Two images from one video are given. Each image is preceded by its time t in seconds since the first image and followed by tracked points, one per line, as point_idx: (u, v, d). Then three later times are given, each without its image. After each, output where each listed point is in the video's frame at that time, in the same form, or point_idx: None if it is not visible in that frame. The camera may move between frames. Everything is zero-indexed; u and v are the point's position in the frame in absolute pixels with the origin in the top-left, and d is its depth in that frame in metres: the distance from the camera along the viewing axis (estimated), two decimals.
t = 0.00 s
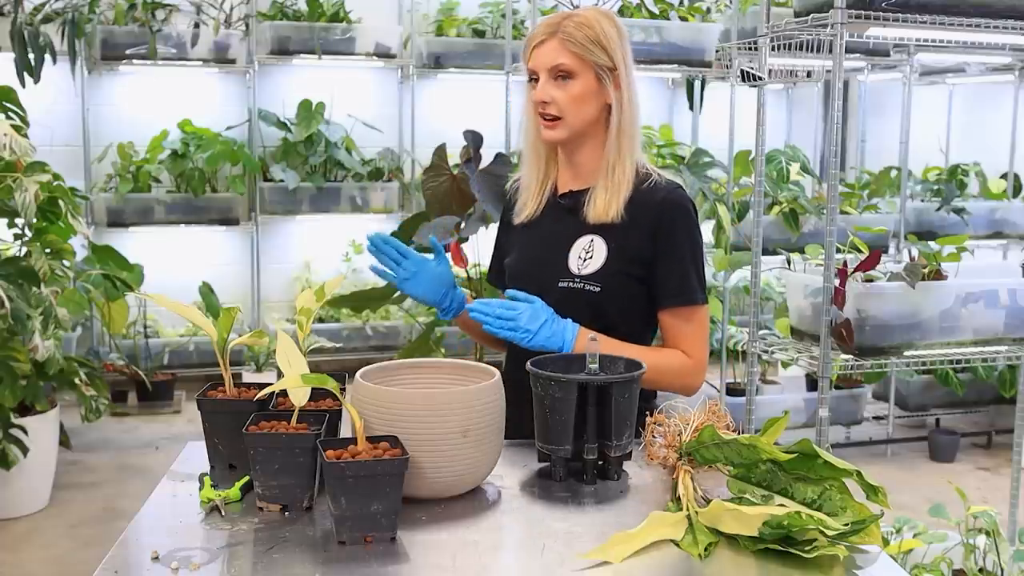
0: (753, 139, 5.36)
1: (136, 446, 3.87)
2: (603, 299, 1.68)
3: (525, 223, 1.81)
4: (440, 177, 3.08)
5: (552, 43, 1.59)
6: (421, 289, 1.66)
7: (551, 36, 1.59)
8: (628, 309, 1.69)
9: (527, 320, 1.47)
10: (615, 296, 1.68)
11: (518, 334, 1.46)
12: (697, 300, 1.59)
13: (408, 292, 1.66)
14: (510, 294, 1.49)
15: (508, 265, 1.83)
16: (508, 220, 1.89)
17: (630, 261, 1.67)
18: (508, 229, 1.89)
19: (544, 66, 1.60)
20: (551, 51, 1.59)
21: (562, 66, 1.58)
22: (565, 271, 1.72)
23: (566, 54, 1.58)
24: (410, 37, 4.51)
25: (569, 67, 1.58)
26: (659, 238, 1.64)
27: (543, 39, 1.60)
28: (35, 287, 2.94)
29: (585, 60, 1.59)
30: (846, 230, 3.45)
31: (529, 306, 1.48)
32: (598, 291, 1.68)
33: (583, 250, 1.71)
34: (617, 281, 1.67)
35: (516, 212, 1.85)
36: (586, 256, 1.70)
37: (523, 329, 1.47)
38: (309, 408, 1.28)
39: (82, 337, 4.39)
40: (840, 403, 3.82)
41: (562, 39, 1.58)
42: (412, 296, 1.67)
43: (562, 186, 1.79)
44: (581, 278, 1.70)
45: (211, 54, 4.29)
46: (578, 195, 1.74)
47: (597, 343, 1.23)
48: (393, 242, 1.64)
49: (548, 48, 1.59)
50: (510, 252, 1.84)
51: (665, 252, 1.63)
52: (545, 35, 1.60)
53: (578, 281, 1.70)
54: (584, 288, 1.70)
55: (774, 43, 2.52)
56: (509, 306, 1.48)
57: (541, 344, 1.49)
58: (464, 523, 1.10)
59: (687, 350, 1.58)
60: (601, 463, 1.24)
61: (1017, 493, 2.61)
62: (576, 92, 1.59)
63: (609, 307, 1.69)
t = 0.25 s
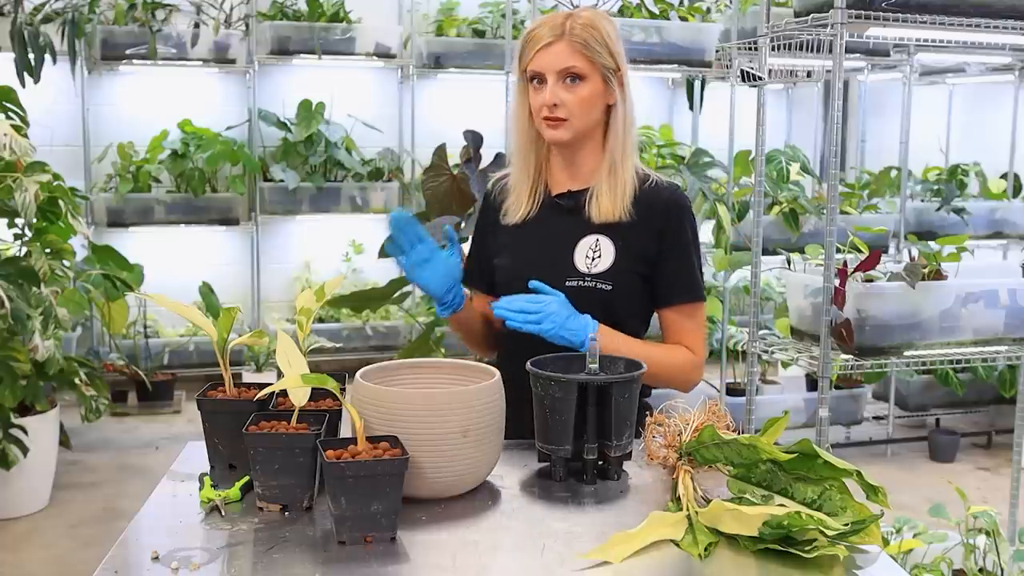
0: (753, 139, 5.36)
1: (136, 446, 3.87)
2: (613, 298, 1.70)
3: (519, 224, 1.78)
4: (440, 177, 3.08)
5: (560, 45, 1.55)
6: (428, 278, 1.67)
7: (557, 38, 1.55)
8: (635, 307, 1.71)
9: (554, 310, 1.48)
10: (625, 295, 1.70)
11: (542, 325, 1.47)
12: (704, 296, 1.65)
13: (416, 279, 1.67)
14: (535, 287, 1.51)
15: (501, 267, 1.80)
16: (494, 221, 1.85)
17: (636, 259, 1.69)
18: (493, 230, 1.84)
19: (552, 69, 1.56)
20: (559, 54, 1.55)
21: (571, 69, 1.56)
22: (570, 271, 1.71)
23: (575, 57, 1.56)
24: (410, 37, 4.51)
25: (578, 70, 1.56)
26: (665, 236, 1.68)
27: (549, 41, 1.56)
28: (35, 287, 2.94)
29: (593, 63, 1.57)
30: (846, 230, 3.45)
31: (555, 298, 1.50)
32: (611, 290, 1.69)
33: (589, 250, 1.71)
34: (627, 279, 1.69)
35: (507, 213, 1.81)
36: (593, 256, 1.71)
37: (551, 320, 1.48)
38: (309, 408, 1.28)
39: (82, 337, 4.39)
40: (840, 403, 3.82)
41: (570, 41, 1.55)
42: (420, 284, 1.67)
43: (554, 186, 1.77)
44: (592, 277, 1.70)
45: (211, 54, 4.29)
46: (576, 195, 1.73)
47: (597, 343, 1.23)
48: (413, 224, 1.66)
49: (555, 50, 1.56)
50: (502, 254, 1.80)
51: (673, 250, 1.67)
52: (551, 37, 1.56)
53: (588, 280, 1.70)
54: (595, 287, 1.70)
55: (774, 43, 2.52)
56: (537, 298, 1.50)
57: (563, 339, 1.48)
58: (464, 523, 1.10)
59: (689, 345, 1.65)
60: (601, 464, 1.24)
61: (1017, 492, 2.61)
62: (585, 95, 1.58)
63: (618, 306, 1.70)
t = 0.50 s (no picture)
0: (753, 139, 5.36)
1: (136, 446, 3.87)
2: (612, 297, 1.74)
3: (506, 225, 1.77)
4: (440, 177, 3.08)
5: (562, 44, 1.56)
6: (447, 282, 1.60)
7: (559, 36, 1.56)
8: (626, 305, 1.77)
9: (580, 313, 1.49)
10: (622, 293, 1.75)
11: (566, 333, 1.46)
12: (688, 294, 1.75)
13: (434, 282, 1.58)
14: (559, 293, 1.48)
15: (488, 268, 1.77)
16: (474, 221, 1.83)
17: (628, 259, 1.75)
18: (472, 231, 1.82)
19: (553, 66, 1.57)
20: (560, 51, 1.56)
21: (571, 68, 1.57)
22: (569, 271, 1.73)
23: (575, 55, 1.57)
24: (410, 37, 4.51)
25: (579, 69, 1.57)
26: (654, 238, 1.76)
27: (551, 38, 1.56)
28: (35, 287, 2.94)
29: (591, 63, 1.59)
30: (846, 230, 3.45)
31: (580, 303, 1.49)
32: (611, 289, 1.73)
33: (585, 250, 1.74)
34: (624, 278, 1.75)
35: (490, 213, 1.80)
36: (590, 256, 1.74)
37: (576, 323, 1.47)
38: (309, 408, 1.28)
39: (82, 337, 4.39)
40: (840, 403, 3.82)
41: (572, 39, 1.56)
42: (438, 287, 1.60)
43: (539, 185, 1.78)
44: (592, 277, 1.73)
45: (211, 54, 4.29)
46: (563, 196, 1.75)
47: (597, 343, 1.23)
48: (440, 234, 1.53)
49: (556, 47, 1.56)
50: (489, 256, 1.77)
51: (661, 251, 1.76)
52: (552, 34, 1.56)
53: (588, 280, 1.73)
54: (595, 286, 1.73)
55: (774, 43, 2.52)
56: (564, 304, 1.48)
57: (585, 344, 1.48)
58: (464, 523, 1.10)
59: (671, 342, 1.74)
60: (601, 464, 1.24)
61: (1017, 492, 2.61)
62: (584, 95, 1.59)
63: (615, 305, 1.75)
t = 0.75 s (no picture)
0: (753, 139, 5.36)
1: (136, 446, 3.87)
2: (592, 299, 1.77)
3: (486, 228, 1.77)
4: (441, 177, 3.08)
5: (547, 46, 1.57)
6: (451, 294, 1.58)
7: (543, 38, 1.57)
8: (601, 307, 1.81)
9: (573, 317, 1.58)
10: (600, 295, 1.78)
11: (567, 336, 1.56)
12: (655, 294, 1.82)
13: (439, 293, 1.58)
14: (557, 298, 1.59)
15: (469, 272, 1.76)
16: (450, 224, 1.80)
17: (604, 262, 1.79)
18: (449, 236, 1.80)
19: (538, 68, 1.57)
20: (545, 54, 1.57)
21: (556, 71, 1.58)
22: (551, 274, 1.75)
23: (559, 58, 1.58)
24: (410, 37, 4.51)
25: (563, 71, 1.58)
26: (627, 241, 1.81)
27: (535, 40, 1.56)
28: (35, 287, 2.94)
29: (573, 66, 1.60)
30: (846, 230, 3.44)
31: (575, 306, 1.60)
32: (592, 291, 1.76)
33: (566, 252, 1.76)
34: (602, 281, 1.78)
35: (469, 216, 1.78)
36: (571, 258, 1.75)
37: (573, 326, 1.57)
38: (309, 408, 1.28)
39: (82, 337, 4.39)
40: (840, 403, 3.82)
41: (555, 42, 1.57)
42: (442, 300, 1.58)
43: (514, 187, 1.78)
44: (575, 279, 1.75)
45: (211, 54, 4.29)
46: (540, 197, 1.76)
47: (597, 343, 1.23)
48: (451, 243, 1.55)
49: (540, 50, 1.56)
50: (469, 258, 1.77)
51: (633, 254, 1.82)
52: (537, 36, 1.57)
53: (571, 282, 1.75)
54: (578, 288, 1.75)
55: (773, 43, 2.52)
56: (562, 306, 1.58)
57: (585, 346, 1.58)
58: (464, 523, 1.10)
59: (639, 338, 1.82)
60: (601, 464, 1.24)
61: (1017, 493, 2.61)
62: (567, 97, 1.60)
63: (595, 307, 1.77)
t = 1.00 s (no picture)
0: (753, 139, 5.35)
1: (136, 446, 3.87)
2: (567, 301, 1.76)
3: (460, 232, 1.76)
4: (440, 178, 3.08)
5: (519, 58, 1.56)
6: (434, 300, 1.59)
7: (515, 50, 1.56)
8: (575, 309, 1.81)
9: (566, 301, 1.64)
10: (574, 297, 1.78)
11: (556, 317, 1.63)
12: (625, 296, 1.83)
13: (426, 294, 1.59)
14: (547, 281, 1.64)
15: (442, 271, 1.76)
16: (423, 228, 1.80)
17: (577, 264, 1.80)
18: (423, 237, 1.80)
19: (511, 81, 1.56)
20: (517, 66, 1.56)
21: (529, 83, 1.57)
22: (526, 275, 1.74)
23: (532, 70, 1.57)
24: (410, 37, 4.51)
25: (535, 83, 1.58)
26: (599, 243, 1.82)
27: (508, 53, 1.56)
28: (35, 287, 2.94)
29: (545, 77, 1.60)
30: (846, 230, 3.44)
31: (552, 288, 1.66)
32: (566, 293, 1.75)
33: (540, 254, 1.74)
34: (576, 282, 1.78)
35: (442, 220, 1.77)
36: (546, 259, 1.74)
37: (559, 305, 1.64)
38: (310, 408, 1.28)
39: (82, 337, 4.39)
40: (840, 403, 3.82)
41: (528, 54, 1.57)
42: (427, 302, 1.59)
43: (487, 192, 1.79)
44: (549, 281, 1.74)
45: (211, 54, 4.29)
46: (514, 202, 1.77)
47: (598, 343, 1.23)
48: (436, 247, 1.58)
49: (513, 63, 1.56)
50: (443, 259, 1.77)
51: (605, 256, 1.82)
52: (509, 48, 1.56)
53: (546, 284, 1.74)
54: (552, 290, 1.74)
55: (773, 43, 2.52)
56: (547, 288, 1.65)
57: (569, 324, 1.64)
58: (464, 523, 1.10)
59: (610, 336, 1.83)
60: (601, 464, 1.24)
61: (1018, 493, 2.61)
62: (539, 108, 1.60)
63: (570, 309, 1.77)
